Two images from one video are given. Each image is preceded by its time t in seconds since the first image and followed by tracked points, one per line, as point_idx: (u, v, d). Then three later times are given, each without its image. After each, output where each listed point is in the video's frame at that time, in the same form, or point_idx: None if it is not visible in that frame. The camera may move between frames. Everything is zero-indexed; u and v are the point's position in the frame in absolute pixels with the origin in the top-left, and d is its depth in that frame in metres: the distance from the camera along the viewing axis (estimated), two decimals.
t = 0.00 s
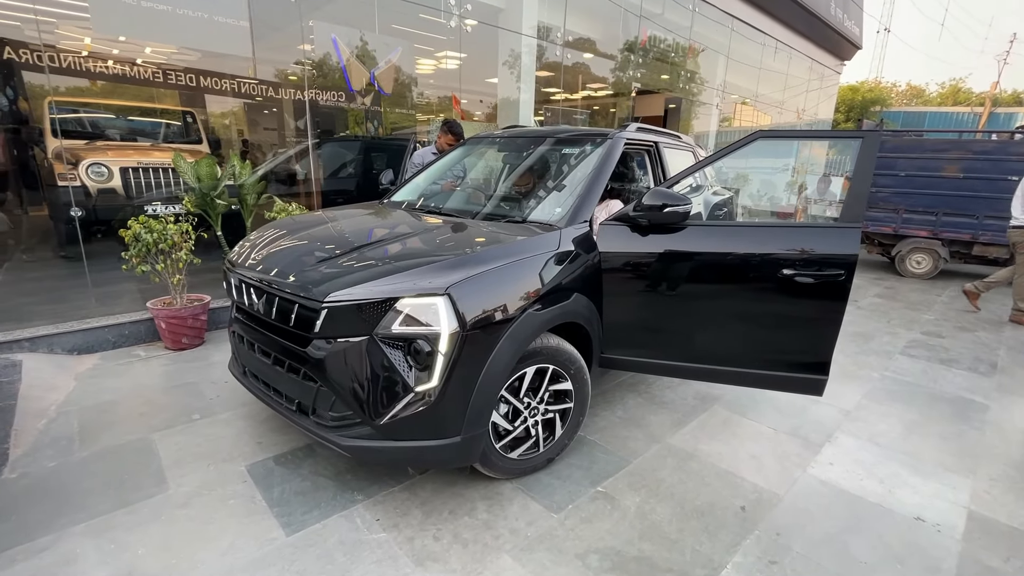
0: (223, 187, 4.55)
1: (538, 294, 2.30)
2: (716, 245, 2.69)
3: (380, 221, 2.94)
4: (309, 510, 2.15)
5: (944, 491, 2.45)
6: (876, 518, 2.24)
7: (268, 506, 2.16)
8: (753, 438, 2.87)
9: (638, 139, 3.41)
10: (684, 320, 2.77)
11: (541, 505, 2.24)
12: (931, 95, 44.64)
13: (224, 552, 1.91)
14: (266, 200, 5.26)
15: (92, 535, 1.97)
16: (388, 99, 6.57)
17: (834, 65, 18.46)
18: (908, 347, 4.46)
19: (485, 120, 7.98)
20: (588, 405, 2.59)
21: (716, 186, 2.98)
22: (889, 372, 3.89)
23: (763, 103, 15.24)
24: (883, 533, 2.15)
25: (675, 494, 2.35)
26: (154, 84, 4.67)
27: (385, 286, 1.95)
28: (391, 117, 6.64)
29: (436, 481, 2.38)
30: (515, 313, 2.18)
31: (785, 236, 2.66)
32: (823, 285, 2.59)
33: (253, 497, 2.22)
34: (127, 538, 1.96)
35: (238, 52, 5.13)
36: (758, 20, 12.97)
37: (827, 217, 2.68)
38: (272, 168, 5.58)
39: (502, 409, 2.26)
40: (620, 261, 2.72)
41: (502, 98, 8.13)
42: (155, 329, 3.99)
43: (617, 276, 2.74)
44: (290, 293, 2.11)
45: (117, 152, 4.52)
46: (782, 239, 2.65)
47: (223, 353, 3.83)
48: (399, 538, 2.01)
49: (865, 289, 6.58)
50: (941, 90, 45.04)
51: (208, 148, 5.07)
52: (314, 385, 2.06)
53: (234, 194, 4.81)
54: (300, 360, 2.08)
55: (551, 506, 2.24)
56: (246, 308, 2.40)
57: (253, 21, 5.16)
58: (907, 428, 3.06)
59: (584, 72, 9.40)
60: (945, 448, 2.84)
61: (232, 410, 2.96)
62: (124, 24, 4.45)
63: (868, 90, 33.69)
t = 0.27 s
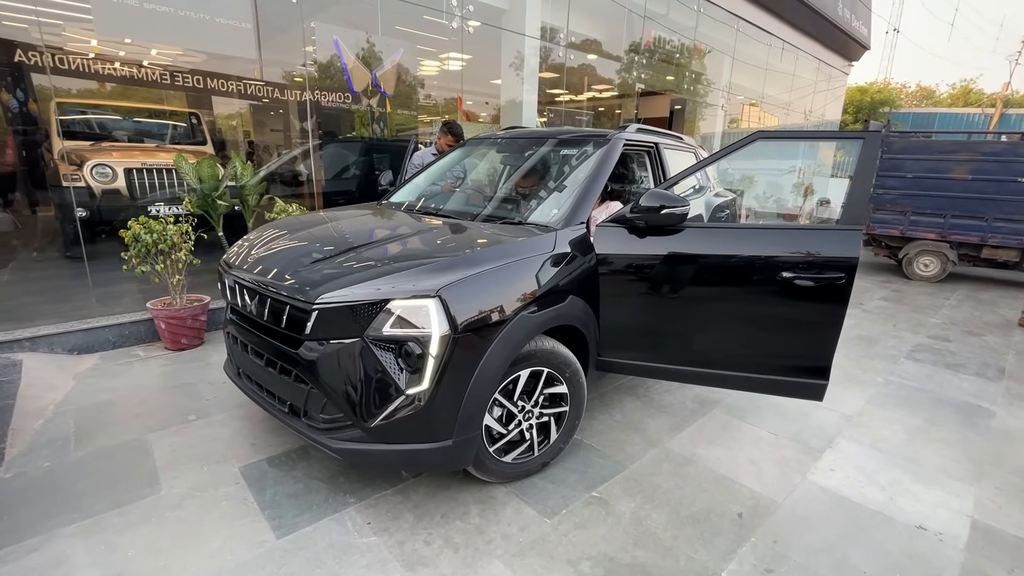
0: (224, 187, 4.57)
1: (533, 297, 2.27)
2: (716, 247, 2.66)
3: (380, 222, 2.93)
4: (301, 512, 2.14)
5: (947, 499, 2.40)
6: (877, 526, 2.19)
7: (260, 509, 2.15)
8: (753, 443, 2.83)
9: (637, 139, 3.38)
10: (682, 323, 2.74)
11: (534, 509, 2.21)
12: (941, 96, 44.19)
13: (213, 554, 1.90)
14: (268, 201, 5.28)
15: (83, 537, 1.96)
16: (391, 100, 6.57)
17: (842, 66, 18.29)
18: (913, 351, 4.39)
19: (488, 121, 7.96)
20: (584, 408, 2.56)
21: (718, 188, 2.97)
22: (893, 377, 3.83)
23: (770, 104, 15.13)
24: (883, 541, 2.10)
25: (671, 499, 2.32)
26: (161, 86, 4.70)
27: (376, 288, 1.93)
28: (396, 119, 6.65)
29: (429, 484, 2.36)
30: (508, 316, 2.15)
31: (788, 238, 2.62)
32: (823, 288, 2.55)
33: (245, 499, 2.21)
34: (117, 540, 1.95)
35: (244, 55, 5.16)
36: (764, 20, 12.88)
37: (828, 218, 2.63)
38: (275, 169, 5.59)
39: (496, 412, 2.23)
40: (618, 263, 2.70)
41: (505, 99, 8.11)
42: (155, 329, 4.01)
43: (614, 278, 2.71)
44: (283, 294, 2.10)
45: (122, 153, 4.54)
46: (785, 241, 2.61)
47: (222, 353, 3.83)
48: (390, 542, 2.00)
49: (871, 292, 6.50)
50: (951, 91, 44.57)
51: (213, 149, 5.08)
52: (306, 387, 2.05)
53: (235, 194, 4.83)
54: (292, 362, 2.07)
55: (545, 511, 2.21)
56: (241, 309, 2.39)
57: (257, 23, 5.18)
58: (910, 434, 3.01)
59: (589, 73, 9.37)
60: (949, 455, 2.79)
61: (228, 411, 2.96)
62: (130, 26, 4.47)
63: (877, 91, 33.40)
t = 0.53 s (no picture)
0: (229, 185, 4.60)
1: (535, 294, 2.26)
2: (721, 245, 2.63)
3: (383, 219, 2.93)
4: (301, 509, 2.14)
5: (955, 501, 2.36)
6: (883, 528, 2.16)
7: (260, 505, 2.15)
8: (757, 443, 2.80)
9: (642, 136, 3.35)
10: (685, 321, 2.71)
11: (535, 508, 2.20)
12: (953, 94, 43.65)
13: (213, 550, 1.90)
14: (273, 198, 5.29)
15: (84, 531, 1.97)
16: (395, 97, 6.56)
17: (852, 63, 18.10)
18: (922, 350, 4.34)
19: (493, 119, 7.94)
20: (586, 407, 2.54)
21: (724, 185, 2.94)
22: (901, 377, 3.78)
23: (778, 102, 15.00)
24: (889, 543, 2.07)
25: (673, 499, 2.30)
26: (169, 85, 4.73)
27: (376, 284, 1.93)
28: (402, 117, 6.68)
29: (430, 481, 2.35)
30: (510, 313, 2.14)
31: (796, 236, 2.58)
32: (829, 286, 2.51)
33: (246, 495, 2.21)
34: (118, 535, 1.96)
35: (251, 53, 5.18)
36: (773, 17, 12.76)
37: (835, 216, 2.60)
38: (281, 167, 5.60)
39: (497, 410, 2.22)
40: (621, 261, 2.67)
41: (511, 97, 8.09)
42: (160, 326, 4.03)
43: (617, 276, 2.68)
44: (284, 291, 2.10)
45: (129, 151, 4.56)
46: (792, 239, 2.58)
47: (226, 350, 3.85)
48: (389, 540, 1.99)
49: (879, 291, 6.42)
50: (963, 88, 44.00)
51: (219, 147, 5.09)
52: (306, 383, 2.04)
53: (241, 192, 4.84)
54: (293, 359, 2.06)
55: (545, 509, 2.19)
56: (243, 305, 2.40)
57: (263, 21, 5.20)
58: (918, 435, 2.96)
59: (595, 71, 9.33)
60: (958, 456, 2.74)
61: (231, 407, 2.96)
62: (137, 24, 4.50)
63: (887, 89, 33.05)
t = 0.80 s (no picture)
0: (233, 186, 4.62)
1: (538, 295, 2.26)
2: (724, 246, 2.62)
3: (387, 219, 2.94)
4: (304, 509, 2.14)
5: (961, 504, 2.34)
6: (887, 531, 2.15)
7: (263, 505, 2.16)
8: (761, 445, 2.79)
9: (645, 138, 3.36)
10: (688, 323, 2.71)
11: (537, 509, 2.20)
12: (957, 96, 43.50)
13: (217, 549, 1.91)
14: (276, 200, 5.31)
15: (88, 530, 1.98)
16: (399, 99, 6.59)
17: (855, 65, 18.07)
18: (927, 353, 4.31)
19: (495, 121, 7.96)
20: (589, 408, 2.54)
21: (726, 186, 2.93)
22: (906, 379, 3.76)
23: (781, 104, 14.98)
24: (894, 547, 2.06)
25: (676, 501, 2.29)
26: (174, 87, 4.76)
27: (380, 285, 1.94)
28: (405, 119, 6.69)
29: (432, 482, 2.35)
30: (512, 314, 2.14)
31: (799, 237, 2.58)
32: (833, 288, 2.50)
33: (249, 495, 2.22)
34: (122, 534, 1.97)
35: (255, 56, 5.21)
36: (776, 20, 12.75)
37: (839, 217, 2.59)
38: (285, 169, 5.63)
39: (499, 411, 2.22)
40: (624, 262, 2.67)
41: (513, 99, 8.10)
42: (165, 326, 4.05)
43: (620, 277, 2.68)
44: (288, 291, 2.11)
45: (134, 152, 4.60)
46: (795, 240, 2.57)
47: (229, 351, 3.86)
48: (392, 540, 1.99)
49: (883, 294, 6.40)
50: (968, 90, 43.84)
51: (223, 149, 5.12)
52: (310, 384, 2.05)
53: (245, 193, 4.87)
54: (296, 359, 2.07)
55: (548, 511, 2.19)
56: (247, 306, 2.41)
57: (267, 23, 5.22)
58: (923, 437, 2.95)
59: (599, 73, 9.34)
60: (963, 459, 2.73)
61: (234, 408, 2.97)
62: (143, 27, 4.53)
63: (891, 91, 32.98)
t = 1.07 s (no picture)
0: (234, 187, 4.62)
1: (538, 295, 2.26)
2: (724, 247, 2.63)
3: (388, 220, 2.94)
4: (304, 508, 2.14)
5: (961, 505, 2.34)
6: (887, 531, 2.15)
7: (264, 504, 2.15)
8: (761, 446, 2.79)
9: (646, 139, 3.36)
10: (689, 323, 2.71)
11: (538, 509, 2.19)
12: (956, 98, 43.61)
13: (217, 549, 1.90)
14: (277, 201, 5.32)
15: (89, 530, 1.98)
16: (399, 101, 6.59)
17: (855, 67, 18.11)
18: (926, 354, 4.32)
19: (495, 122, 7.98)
20: (589, 408, 2.54)
21: (726, 188, 2.95)
22: (906, 380, 3.76)
23: (781, 106, 15.00)
24: (894, 547, 2.06)
25: (676, 501, 2.30)
26: (175, 88, 4.77)
27: (381, 284, 1.94)
28: (405, 120, 6.70)
29: (433, 483, 2.35)
30: (513, 314, 2.14)
31: (799, 238, 2.58)
32: (833, 288, 2.50)
33: (249, 494, 2.21)
34: (123, 533, 1.96)
35: (256, 57, 5.21)
36: (776, 22, 12.78)
37: (838, 218, 2.59)
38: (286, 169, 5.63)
39: (500, 411, 2.22)
40: (625, 262, 2.67)
41: (513, 101, 8.11)
42: (165, 327, 4.05)
43: (620, 277, 2.68)
44: (289, 291, 2.11)
45: (134, 153, 4.60)
46: (795, 241, 2.58)
47: (230, 351, 3.86)
48: (392, 540, 1.99)
49: (883, 295, 6.40)
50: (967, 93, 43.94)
51: (224, 150, 5.12)
52: (310, 383, 2.05)
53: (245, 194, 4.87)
54: (297, 359, 2.07)
55: (548, 511, 2.19)
56: (247, 306, 2.40)
57: (268, 24, 5.23)
58: (923, 438, 2.95)
59: (599, 75, 9.36)
60: (963, 460, 2.73)
61: (234, 408, 2.97)
62: (144, 28, 4.54)
63: (890, 93, 33.08)
